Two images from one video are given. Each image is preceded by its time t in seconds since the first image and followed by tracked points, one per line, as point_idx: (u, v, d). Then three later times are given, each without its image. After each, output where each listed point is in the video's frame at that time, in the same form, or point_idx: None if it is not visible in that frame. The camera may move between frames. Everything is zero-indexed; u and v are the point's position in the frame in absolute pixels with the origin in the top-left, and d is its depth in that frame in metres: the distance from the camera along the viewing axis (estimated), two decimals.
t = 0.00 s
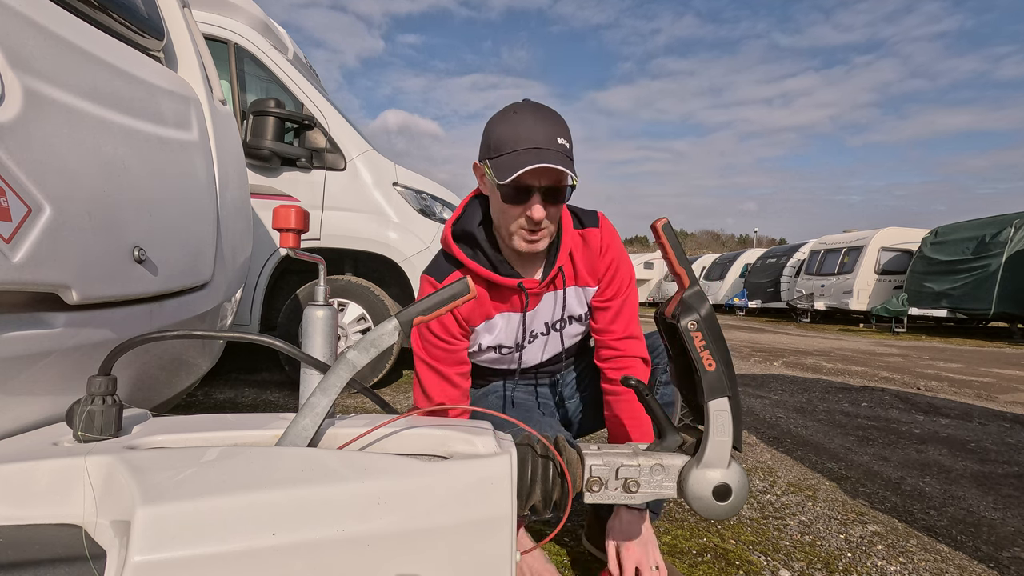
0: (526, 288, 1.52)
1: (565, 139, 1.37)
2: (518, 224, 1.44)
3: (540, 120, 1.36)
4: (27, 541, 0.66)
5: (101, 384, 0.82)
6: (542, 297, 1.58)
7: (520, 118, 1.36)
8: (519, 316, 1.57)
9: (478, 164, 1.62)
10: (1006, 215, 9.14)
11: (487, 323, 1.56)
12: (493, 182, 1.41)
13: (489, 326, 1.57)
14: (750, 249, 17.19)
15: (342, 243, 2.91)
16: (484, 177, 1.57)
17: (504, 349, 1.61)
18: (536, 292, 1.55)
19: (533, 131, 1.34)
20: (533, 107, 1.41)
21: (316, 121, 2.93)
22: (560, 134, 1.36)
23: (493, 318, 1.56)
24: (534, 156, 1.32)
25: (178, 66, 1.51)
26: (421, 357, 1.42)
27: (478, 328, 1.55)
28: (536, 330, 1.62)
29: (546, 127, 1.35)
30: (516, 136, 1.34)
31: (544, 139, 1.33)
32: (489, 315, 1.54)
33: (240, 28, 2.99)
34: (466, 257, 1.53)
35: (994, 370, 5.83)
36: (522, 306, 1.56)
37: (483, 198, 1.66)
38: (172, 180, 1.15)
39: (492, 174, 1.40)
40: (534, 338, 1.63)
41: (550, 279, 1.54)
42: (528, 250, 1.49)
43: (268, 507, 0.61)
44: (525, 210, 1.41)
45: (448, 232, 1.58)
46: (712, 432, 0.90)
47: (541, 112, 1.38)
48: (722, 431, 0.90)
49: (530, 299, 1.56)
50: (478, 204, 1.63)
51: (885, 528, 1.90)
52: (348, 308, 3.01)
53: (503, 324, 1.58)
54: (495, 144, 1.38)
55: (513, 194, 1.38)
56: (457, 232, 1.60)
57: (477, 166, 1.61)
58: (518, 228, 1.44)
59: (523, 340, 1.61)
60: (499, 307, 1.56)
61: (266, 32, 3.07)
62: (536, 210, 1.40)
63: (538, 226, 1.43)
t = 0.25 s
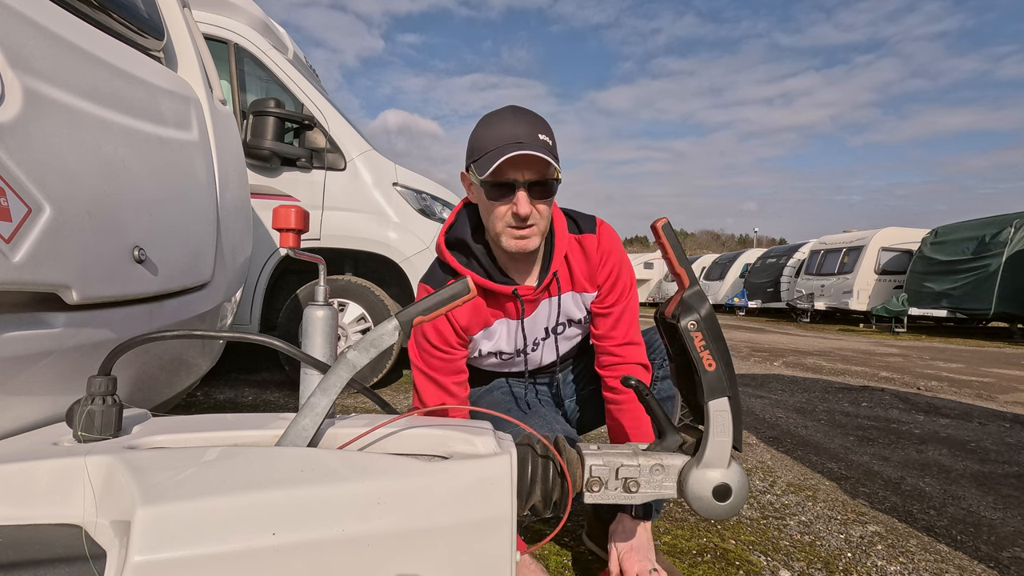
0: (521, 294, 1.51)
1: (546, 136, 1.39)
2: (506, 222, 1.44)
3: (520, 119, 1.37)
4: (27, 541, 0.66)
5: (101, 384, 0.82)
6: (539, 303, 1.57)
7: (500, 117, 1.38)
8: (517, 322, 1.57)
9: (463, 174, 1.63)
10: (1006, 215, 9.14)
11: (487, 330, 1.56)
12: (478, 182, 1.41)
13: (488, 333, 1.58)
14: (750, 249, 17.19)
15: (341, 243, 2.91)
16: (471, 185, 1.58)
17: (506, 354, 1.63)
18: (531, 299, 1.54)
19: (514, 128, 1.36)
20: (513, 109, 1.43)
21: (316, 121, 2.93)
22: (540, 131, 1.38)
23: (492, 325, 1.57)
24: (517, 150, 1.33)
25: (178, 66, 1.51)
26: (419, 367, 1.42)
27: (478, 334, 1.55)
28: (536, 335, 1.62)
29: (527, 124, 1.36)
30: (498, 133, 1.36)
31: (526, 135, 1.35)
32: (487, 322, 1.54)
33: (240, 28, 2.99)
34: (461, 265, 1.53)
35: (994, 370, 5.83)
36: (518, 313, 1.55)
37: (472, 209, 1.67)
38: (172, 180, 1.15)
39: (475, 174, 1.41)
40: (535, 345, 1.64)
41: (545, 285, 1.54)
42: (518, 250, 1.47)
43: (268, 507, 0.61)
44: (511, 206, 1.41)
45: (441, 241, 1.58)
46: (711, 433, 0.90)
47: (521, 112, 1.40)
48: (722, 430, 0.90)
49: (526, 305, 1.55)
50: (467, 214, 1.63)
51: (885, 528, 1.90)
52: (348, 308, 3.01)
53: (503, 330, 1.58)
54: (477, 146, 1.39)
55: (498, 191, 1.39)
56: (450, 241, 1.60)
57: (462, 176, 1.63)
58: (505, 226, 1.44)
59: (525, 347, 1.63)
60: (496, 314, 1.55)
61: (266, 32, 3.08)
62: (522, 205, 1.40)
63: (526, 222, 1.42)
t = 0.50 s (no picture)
0: (518, 298, 1.50)
1: (533, 141, 1.37)
2: (497, 230, 1.44)
3: (507, 126, 1.36)
4: (27, 540, 0.66)
5: (101, 384, 0.82)
6: (537, 305, 1.57)
7: (486, 125, 1.37)
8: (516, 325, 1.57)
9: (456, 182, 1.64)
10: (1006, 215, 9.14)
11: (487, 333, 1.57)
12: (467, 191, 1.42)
13: (488, 337, 1.58)
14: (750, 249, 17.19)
15: (341, 243, 2.91)
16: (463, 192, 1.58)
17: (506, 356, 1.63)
18: (529, 302, 1.53)
19: (500, 136, 1.34)
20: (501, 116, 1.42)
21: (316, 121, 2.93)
22: (527, 137, 1.36)
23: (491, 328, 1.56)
24: (502, 160, 1.32)
25: (178, 66, 1.51)
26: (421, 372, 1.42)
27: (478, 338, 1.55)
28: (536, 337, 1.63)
29: (512, 131, 1.35)
30: (482, 142, 1.35)
31: (512, 142, 1.33)
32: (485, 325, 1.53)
33: (240, 28, 2.99)
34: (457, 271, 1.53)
35: (994, 370, 5.83)
36: (516, 316, 1.55)
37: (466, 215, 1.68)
38: (172, 180, 1.15)
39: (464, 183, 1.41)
40: (535, 346, 1.64)
41: (541, 287, 1.53)
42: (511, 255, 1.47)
43: (268, 507, 0.61)
44: (501, 213, 1.41)
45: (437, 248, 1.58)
46: (711, 432, 0.90)
47: (508, 118, 1.39)
48: (722, 430, 0.90)
49: (523, 307, 1.54)
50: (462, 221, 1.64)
51: (885, 528, 1.90)
52: (348, 308, 3.01)
53: (502, 333, 1.59)
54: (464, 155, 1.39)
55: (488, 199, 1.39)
56: (446, 248, 1.61)
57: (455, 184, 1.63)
58: (497, 233, 1.44)
59: (525, 348, 1.62)
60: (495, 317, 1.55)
61: (266, 32, 3.08)
62: (512, 212, 1.40)
63: (516, 228, 1.42)
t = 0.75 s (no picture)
0: (518, 290, 1.53)
1: (545, 134, 1.39)
2: (504, 219, 1.45)
3: (521, 118, 1.38)
4: (27, 541, 0.66)
5: (100, 384, 0.82)
6: (536, 298, 1.59)
7: (501, 116, 1.39)
8: (512, 317, 1.59)
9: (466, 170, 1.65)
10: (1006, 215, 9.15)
11: (484, 325, 1.57)
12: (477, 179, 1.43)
13: (483, 328, 1.58)
14: (750, 249, 17.19)
15: (342, 243, 2.91)
16: (473, 182, 1.60)
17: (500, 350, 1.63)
18: (528, 294, 1.56)
19: (513, 127, 1.36)
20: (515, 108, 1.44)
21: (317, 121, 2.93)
22: (540, 130, 1.38)
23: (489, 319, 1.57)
24: (514, 149, 1.34)
25: (178, 66, 1.51)
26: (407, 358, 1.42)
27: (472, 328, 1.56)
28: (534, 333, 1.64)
29: (526, 123, 1.37)
30: (495, 132, 1.37)
31: (525, 133, 1.35)
32: (481, 317, 1.55)
33: (240, 28, 2.99)
34: (459, 258, 1.55)
35: (994, 370, 5.83)
36: (514, 308, 1.57)
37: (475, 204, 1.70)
38: (172, 180, 1.15)
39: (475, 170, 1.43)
40: (531, 342, 1.65)
41: (542, 280, 1.56)
42: (516, 246, 1.48)
43: (267, 507, 0.61)
44: (509, 202, 1.42)
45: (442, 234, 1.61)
46: (712, 432, 0.90)
47: (523, 110, 1.41)
48: (722, 430, 0.90)
49: (522, 299, 1.56)
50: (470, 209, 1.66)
51: (885, 528, 1.90)
52: (348, 308, 3.01)
53: (499, 325, 1.59)
54: (477, 143, 1.41)
55: (497, 187, 1.40)
56: (451, 235, 1.62)
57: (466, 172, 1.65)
58: (503, 222, 1.45)
59: (520, 342, 1.63)
60: (491, 309, 1.57)
61: (266, 32, 3.08)
62: (520, 202, 1.41)
63: (523, 219, 1.43)
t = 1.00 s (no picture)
0: (519, 275, 1.55)
1: (554, 126, 1.40)
2: (510, 205, 1.47)
3: (531, 108, 1.40)
4: (28, 541, 0.67)
5: (100, 384, 0.82)
6: (537, 287, 1.61)
7: (511, 105, 1.41)
8: (512, 304, 1.59)
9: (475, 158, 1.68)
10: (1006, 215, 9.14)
11: (483, 311, 1.58)
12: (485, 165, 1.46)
13: (483, 315, 1.58)
14: (750, 249, 17.19)
15: (342, 243, 2.91)
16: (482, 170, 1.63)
17: (498, 339, 1.61)
18: (529, 282, 1.58)
19: (522, 117, 1.38)
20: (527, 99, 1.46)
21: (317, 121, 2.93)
22: (549, 121, 1.40)
23: (488, 306, 1.58)
24: (521, 137, 1.36)
25: (178, 66, 1.51)
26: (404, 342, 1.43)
27: (471, 315, 1.56)
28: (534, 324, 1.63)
29: (536, 113, 1.39)
30: (505, 120, 1.39)
31: (534, 123, 1.37)
32: (480, 303, 1.55)
33: (240, 28, 2.99)
34: (464, 243, 1.59)
35: (994, 370, 5.82)
36: (514, 294, 1.58)
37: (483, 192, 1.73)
38: (172, 180, 1.15)
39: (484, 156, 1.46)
40: (529, 332, 1.63)
41: (544, 269, 1.58)
42: (520, 233, 1.51)
43: (267, 507, 0.61)
44: (515, 189, 1.45)
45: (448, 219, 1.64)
46: (712, 432, 0.90)
47: (534, 101, 1.43)
48: (722, 430, 0.90)
49: (523, 287, 1.58)
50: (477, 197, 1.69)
51: (885, 528, 1.90)
52: (348, 308, 3.01)
53: (498, 313, 1.59)
54: (487, 131, 1.44)
55: (504, 173, 1.43)
56: (457, 219, 1.66)
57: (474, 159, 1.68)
58: (509, 208, 1.48)
59: (519, 331, 1.62)
60: (491, 296, 1.58)
61: (266, 32, 3.08)
62: (526, 188, 1.44)
63: (528, 206, 1.46)
